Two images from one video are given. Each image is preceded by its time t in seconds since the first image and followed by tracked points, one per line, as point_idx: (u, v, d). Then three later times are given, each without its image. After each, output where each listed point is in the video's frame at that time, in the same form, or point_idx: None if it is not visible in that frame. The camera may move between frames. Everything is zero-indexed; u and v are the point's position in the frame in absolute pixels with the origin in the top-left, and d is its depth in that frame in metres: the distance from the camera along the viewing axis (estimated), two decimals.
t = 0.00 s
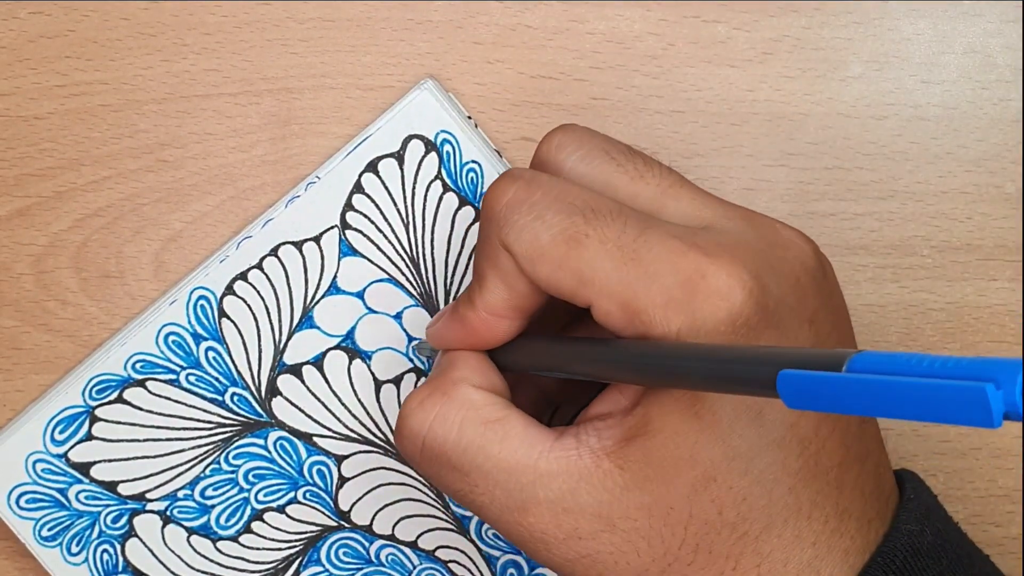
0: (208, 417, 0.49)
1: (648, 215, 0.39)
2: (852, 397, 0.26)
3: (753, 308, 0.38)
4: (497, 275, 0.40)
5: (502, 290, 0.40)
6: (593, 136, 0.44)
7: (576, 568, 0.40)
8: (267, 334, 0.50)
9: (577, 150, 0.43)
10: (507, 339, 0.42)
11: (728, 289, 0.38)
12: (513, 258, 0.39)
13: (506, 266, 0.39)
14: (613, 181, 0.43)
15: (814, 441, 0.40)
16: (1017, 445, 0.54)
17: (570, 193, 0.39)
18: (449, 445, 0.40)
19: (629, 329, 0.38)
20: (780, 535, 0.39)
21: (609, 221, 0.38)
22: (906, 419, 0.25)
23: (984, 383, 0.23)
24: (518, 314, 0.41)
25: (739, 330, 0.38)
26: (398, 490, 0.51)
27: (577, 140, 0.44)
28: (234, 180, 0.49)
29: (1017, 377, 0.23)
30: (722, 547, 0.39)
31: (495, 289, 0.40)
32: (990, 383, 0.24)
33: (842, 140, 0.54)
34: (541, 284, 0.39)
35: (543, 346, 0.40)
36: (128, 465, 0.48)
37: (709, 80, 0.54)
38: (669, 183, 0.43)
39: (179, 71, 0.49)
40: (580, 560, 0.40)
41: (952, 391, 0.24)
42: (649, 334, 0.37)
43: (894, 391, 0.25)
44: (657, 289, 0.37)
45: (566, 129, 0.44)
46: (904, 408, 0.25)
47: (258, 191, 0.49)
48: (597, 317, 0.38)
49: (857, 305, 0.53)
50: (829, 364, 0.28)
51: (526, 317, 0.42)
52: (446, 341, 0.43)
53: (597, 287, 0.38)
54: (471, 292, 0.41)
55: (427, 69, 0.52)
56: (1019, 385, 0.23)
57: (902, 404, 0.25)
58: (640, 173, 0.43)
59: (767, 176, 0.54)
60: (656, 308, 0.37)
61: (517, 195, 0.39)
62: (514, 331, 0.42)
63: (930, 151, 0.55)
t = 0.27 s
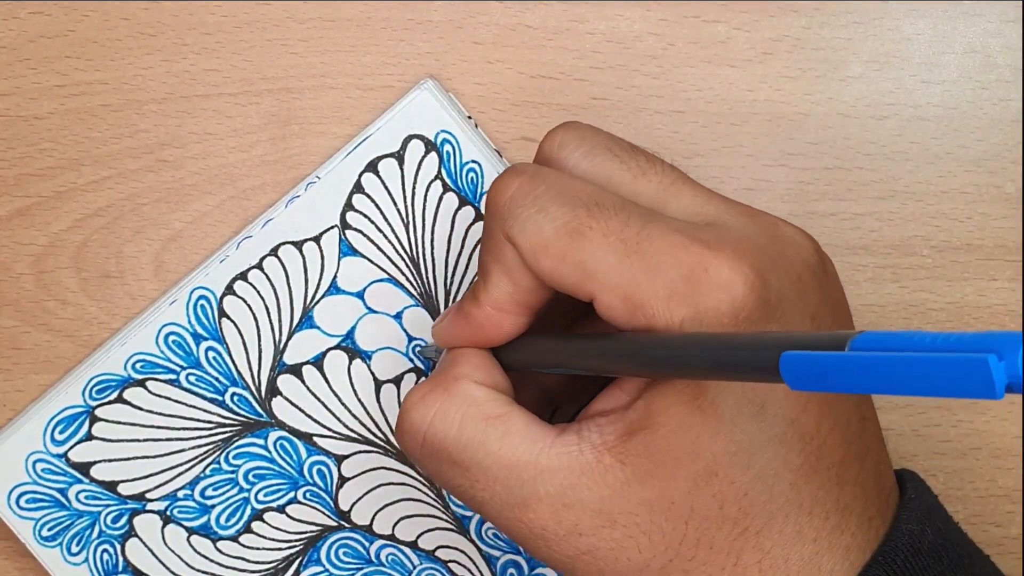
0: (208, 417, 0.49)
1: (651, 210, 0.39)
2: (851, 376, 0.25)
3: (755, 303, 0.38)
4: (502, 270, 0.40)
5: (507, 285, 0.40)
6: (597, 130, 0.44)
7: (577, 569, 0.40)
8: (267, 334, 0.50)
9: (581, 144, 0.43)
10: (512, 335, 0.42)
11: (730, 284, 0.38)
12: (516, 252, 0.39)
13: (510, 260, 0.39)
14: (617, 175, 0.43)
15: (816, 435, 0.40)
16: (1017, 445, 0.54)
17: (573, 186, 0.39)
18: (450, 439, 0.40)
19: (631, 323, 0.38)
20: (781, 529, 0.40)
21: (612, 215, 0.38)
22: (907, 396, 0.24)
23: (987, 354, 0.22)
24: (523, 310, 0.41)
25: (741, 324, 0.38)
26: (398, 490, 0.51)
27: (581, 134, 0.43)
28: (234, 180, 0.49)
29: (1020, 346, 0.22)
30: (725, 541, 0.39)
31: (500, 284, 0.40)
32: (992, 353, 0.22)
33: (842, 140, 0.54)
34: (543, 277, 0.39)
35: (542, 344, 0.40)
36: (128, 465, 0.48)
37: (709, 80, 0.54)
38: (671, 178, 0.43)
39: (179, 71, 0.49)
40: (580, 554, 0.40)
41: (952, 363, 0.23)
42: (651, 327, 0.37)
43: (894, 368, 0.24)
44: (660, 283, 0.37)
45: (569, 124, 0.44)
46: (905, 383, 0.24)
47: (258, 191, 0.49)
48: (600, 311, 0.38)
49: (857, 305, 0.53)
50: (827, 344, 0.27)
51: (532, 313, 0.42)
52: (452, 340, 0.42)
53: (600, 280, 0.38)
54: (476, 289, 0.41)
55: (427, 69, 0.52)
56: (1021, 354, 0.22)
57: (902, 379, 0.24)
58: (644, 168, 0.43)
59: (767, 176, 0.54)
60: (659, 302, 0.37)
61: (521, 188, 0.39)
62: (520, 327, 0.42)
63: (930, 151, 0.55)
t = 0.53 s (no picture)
0: (207, 417, 0.49)
1: (640, 216, 0.39)
2: (830, 418, 0.26)
3: (743, 312, 0.38)
4: (491, 273, 0.40)
5: (496, 288, 0.40)
6: (589, 130, 0.44)
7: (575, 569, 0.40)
8: (267, 334, 0.50)
9: (570, 148, 0.43)
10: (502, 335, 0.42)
11: (719, 294, 0.38)
12: (506, 257, 0.39)
13: (499, 265, 0.39)
14: (607, 179, 0.43)
15: (802, 445, 0.40)
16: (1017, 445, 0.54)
17: (563, 192, 0.39)
18: (442, 445, 0.40)
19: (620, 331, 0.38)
20: (769, 537, 0.39)
21: (602, 222, 0.38)
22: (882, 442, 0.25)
23: (959, 412, 0.23)
24: (512, 312, 0.41)
25: (729, 335, 0.38)
26: (397, 490, 0.51)
27: (570, 137, 0.43)
28: (234, 180, 0.49)
29: (993, 408, 0.23)
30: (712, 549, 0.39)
31: (489, 288, 0.40)
32: (965, 411, 0.23)
33: (842, 140, 0.54)
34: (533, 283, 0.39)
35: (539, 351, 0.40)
36: (127, 465, 0.48)
37: (709, 80, 0.54)
38: (661, 180, 0.43)
39: (179, 71, 0.49)
40: (568, 561, 0.40)
41: (928, 418, 0.24)
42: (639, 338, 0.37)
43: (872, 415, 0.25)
44: (647, 291, 0.37)
45: (559, 123, 0.44)
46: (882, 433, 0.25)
47: (258, 191, 0.49)
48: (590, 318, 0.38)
49: (857, 305, 0.53)
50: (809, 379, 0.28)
51: (522, 314, 0.41)
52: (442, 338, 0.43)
53: (589, 288, 0.38)
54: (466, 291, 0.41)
55: (427, 69, 0.52)
56: (994, 414, 0.23)
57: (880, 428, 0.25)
58: (634, 172, 0.43)
59: (767, 176, 0.54)
60: (646, 312, 0.37)
61: (511, 192, 0.39)
62: (510, 327, 0.42)
63: (930, 151, 0.55)
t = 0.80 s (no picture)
0: (208, 417, 0.49)
1: (657, 203, 0.39)
2: (846, 404, 0.27)
3: (757, 300, 0.38)
4: (505, 250, 0.40)
5: (510, 265, 0.40)
6: (605, 119, 0.44)
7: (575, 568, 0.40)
8: (267, 333, 0.50)
9: (587, 135, 0.43)
10: (511, 315, 0.42)
11: (733, 281, 0.38)
12: (521, 234, 0.39)
13: (514, 242, 0.40)
14: (622, 168, 0.43)
15: (810, 435, 0.40)
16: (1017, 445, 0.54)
17: (581, 174, 0.39)
18: (449, 423, 0.41)
19: (633, 315, 0.38)
20: (772, 527, 0.39)
21: (618, 206, 0.38)
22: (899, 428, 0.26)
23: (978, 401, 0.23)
24: (523, 291, 0.41)
25: (742, 323, 0.38)
26: (398, 490, 0.51)
27: (587, 125, 0.43)
28: (234, 180, 0.49)
29: (1012, 396, 0.23)
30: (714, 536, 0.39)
31: (503, 265, 0.40)
32: (984, 399, 0.23)
33: (842, 140, 0.54)
34: (546, 263, 0.39)
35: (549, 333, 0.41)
36: (128, 464, 0.48)
37: (709, 80, 0.54)
38: (676, 169, 0.43)
39: (179, 71, 0.49)
40: (569, 539, 0.40)
41: (945, 405, 0.24)
42: (651, 322, 0.37)
43: (887, 401, 0.26)
44: (662, 276, 0.37)
45: (578, 108, 0.44)
46: (897, 418, 0.25)
47: (258, 191, 0.49)
48: (601, 302, 0.38)
49: (857, 305, 0.53)
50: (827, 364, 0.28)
51: (532, 295, 0.42)
52: (452, 316, 0.43)
53: (602, 271, 0.37)
54: (480, 269, 0.41)
55: (427, 69, 0.52)
56: (1014, 404, 0.23)
57: (896, 414, 0.25)
58: (648, 161, 0.43)
59: (767, 176, 0.54)
60: (660, 296, 0.37)
61: (528, 171, 0.39)
62: (519, 307, 0.42)
63: (930, 151, 0.55)
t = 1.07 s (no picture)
0: (207, 417, 0.49)
1: (657, 202, 0.39)
2: (846, 393, 0.26)
3: (759, 297, 0.38)
4: (507, 250, 0.40)
5: (511, 265, 0.40)
6: (606, 121, 0.44)
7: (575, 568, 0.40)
8: (267, 333, 0.50)
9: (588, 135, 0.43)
10: (514, 316, 0.42)
11: (736, 279, 0.37)
12: (522, 233, 0.39)
13: (516, 241, 0.39)
14: (622, 170, 0.43)
15: (812, 435, 0.40)
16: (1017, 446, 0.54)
17: (582, 174, 0.39)
18: (451, 421, 0.41)
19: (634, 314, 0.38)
20: (774, 526, 0.39)
21: (620, 205, 0.38)
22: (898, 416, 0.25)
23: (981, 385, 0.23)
24: (525, 292, 0.41)
25: (745, 322, 0.37)
26: (397, 490, 0.51)
27: (588, 125, 0.43)
28: (234, 180, 0.49)
29: (1015, 379, 0.23)
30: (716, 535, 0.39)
31: (505, 265, 0.40)
32: (987, 384, 0.23)
33: (842, 140, 0.54)
34: (546, 261, 0.39)
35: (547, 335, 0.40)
36: (127, 465, 0.48)
37: (709, 80, 0.54)
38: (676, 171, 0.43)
39: (179, 71, 0.49)
40: (570, 539, 0.40)
41: (949, 390, 0.23)
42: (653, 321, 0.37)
43: (888, 389, 0.25)
44: (664, 273, 0.37)
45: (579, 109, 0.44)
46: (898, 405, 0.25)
47: (257, 191, 0.49)
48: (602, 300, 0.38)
49: (857, 305, 0.53)
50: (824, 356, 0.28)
51: (534, 295, 0.42)
52: (456, 315, 0.43)
53: (603, 269, 0.37)
54: (482, 268, 0.41)
55: (427, 69, 0.52)
56: (1017, 388, 0.23)
57: (897, 401, 0.25)
58: (649, 162, 0.43)
59: (767, 176, 0.54)
60: (661, 293, 0.37)
61: (529, 171, 0.39)
62: (522, 308, 0.42)
63: (930, 151, 0.55)
